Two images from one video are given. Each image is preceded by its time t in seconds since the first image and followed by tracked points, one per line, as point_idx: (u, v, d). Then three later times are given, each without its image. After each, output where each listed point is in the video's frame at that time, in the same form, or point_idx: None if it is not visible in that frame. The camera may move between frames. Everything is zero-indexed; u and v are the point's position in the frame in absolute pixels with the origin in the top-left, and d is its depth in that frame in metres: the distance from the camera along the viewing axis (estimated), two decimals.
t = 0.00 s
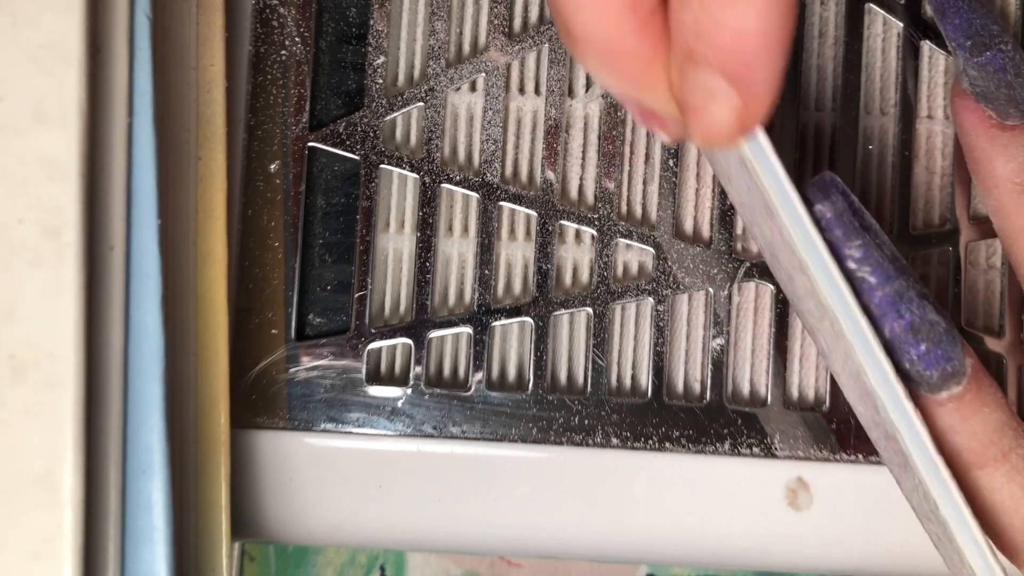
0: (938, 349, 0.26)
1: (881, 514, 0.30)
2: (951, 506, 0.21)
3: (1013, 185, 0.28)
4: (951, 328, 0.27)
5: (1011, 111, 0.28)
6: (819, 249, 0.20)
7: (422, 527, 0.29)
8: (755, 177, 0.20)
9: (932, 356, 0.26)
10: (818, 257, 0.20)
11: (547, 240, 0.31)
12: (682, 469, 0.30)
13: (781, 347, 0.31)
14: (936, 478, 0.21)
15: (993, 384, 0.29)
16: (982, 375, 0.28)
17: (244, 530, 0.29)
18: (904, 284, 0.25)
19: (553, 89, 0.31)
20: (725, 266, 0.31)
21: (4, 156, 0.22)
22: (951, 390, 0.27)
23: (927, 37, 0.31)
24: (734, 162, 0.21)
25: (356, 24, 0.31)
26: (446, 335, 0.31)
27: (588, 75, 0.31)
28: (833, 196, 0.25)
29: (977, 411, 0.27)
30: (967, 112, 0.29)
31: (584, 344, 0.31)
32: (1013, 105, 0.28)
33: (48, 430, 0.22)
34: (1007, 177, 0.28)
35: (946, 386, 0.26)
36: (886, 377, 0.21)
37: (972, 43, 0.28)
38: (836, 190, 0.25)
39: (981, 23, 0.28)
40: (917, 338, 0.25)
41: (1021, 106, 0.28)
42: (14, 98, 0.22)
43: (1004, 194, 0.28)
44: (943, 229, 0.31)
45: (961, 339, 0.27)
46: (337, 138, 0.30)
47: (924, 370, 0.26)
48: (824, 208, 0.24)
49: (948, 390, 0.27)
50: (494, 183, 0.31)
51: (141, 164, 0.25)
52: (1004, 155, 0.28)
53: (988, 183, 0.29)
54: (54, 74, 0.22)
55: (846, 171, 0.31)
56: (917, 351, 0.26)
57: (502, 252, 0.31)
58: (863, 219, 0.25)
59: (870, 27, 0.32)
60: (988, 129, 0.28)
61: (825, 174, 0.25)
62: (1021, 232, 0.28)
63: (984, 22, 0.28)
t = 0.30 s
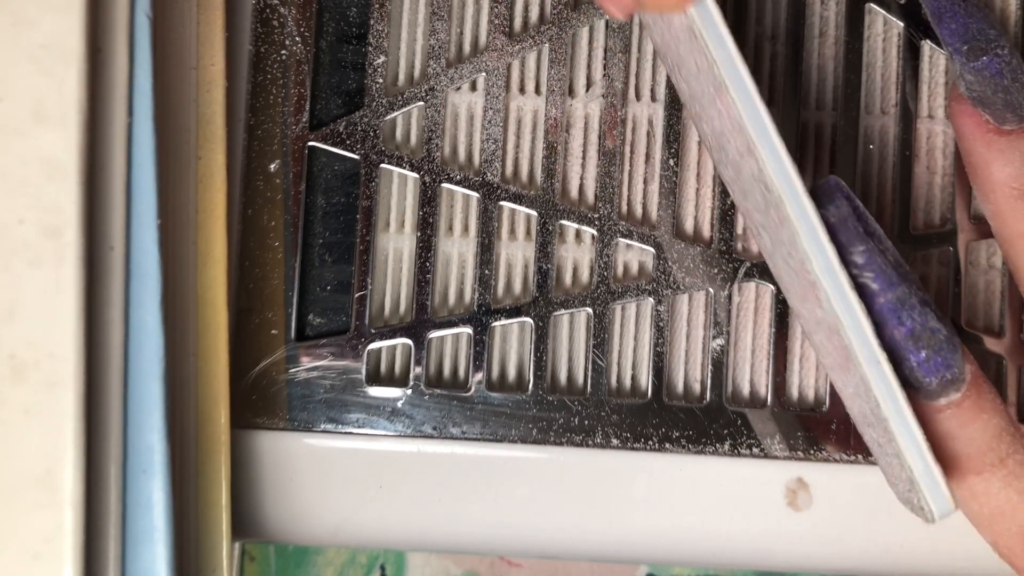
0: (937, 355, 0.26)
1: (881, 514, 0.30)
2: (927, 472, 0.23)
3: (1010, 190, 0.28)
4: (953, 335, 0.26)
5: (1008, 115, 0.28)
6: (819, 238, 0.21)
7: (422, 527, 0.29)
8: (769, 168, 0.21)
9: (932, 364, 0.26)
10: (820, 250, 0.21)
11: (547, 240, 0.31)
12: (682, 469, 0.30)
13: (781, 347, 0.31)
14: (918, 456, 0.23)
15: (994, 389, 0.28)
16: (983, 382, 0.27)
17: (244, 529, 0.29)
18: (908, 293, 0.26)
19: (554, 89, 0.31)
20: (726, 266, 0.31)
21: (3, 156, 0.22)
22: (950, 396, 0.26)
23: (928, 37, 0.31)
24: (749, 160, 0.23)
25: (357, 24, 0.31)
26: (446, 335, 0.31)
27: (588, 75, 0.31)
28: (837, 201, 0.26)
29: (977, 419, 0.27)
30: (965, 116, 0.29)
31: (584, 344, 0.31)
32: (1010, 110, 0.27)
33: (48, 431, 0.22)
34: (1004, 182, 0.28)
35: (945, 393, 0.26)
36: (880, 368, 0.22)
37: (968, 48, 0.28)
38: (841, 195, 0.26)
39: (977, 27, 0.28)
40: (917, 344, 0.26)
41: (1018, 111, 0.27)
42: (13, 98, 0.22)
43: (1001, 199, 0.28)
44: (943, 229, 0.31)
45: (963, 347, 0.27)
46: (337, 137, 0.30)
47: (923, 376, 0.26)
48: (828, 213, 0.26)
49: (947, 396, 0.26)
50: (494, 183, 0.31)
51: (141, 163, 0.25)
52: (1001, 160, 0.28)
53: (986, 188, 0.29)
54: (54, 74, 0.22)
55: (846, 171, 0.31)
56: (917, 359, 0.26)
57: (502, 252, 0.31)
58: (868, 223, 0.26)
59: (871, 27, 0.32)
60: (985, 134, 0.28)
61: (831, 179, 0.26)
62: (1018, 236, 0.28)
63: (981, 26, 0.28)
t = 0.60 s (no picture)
0: (939, 357, 0.26)
1: (881, 515, 0.30)
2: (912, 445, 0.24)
3: (1008, 199, 0.28)
4: (955, 338, 0.27)
5: (1005, 124, 0.28)
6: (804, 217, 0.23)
7: (422, 527, 0.29)
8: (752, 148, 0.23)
9: (933, 366, 0.26)
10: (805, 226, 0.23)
11: (547, 240, 0.31)
12: (682, 470, 0.30)
13: (781, 348, 0.31)
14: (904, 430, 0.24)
15: (997, 392, 0.28)
16: (987, 387, 0.27)
17: (243, 530, 0.29)
18: (906, 293, 0.26)
19: (554, 89, 0.31)
20: (726, 266, 0.31)
21: (3, 156, 0.22)
22: (951, 399, 0.27)
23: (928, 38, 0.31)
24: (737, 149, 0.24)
25: (357, 24, 0.31)
26: (446, 336, 0.31)
27: (588, 75, 0.31)
28: (839, 202, 0.26)
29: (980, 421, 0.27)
30: (961, 126, 0.29)
31: (584, 345, 0.31)
32: (1007, 119, 0.28)
33: (48, 431, 0.22)
34: (1002, 191, 0.28)
35: (947, 396, 0.27)
36: (870, 352, 0.23)
37: (964, 58, 0.28)
38: (842, 196, 0.26)
39: (973, 38, 0.28)
40: (917, 346, 0.26)
41: (1015, 120, 0.28)
42: (13, 98, 0.22)
43: (999, 208, 0.28)
44: (943, 230, 0.31)
45: (966, 349, 0.27)
46: (337, 138, 0.30)
47: (925, 378, 0.26)
48: (829, 215, 0.26)
49: (950, 399, 0.27)
50: (494, 183, 0.31)
51: (141, 163, 0.25)
52: (998, 169, 0.28)
53: (985, 197, 0.28)
54: (54, 74, 0.22)
55: (846, 171, 0.31)
56: (918, 360, 0.26)
57: (502, 252, 0.31)
58: (868, 226, 0.26)
59: (871, 28, 0.32)
60: (982, 143, 0.28)
61: (831, 180, 0.27)
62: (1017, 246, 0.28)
63: (977, 36, 0.28)
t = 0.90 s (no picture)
0: (941, 358, 0.26)
1: (882, 514, 0.30)
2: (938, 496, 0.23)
3: (1006, 198, 0.28)
4: (957, 339, 0.27)
5: (1002, 124, 0.28)
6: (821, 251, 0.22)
7: (422, 527, 0.29)
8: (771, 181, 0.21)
9: (937, 367, 0.26)
10: (814, 243, 0.22)
11: (547, 240, 0.31)
12: (683, 470, 0.30)
13: (781, 347, 0.31)
14: (920, 457, 0.23)
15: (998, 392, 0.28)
16: (988, 386, 0.27)
17: (243, 530, 0.29)
18: (909, 293, 0.26)
19: (553, 89, 0.31)
20: (726, 266, 0.31)
21: (4, 156, 0.22)
22: (953, 399, 0.26)
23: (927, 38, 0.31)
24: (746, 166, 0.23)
25: (357, 25, 0.31)
26: (446, 336, 0.31)
27: (588, 75, 0.31)
28: (840, 203, 0.25)
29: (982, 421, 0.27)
30: (959, 125, 0.29)
31: (584, 344, 0.31)
32: (1003, 119, 0.28)
33: (48, 430, 0.22)
34: (1001, 190, 0.28)
35: (950, 396, 0.26)
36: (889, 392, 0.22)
37: (959, 58, 0.28)
38: (845, 200, 0.26)
39: (969, 38, 0.28)
40: (920, 346, 0.26)
41: (1011, 119, 0.28)
42: (14, 98, 0.22)
43: (997, 207, 0.28)
44: (943, 230, 0.31)
45: (967, 350, 0.27)
46: (337, 138, 0.30)
47: (928, 379, 0.26)
48: (831, 216, 0.25)
49: (951, 398, 0.26)
50: (494, 183, 0.31)
51: (141, 164, 0.25)
52: (996, 168, 0.28)
53: (984, 195, 0.29)
54: (54, 74, 0.22)
55: (846, 171, 0.31)
56: (922, 362, 0.26)
57: (502, 252, 0.31)
58: (869, 227, 0.26)
59: (870, 28, 0.32)
60: (979, 143, 0.28)
61: (832, 181, 0.26)
62: (1014, 244, 0.28)
63: (974, 36, 0.28)
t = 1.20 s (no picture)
0: (936, 351, 0.26)
1: (882, 514, 0.30)
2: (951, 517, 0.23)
3: (1004, 194, 0.29)
4: (950, 330, 0.27)
5: (998, 121, 0.28)
6: (821, 271, 0.22)
7: (422, 527, 0.29)
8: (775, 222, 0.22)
9: (931, 358, 0.26)
10: (804, 250, 0.22)
11: (547, 240, 0.31)
12: (682, 469, 0.30)
13: (781, 347, 0.31)
14: (920, 462, 0.23)
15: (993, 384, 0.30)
16: (982, 375, 0.28)
17: (243, 530, 0.29)
18: (901, 288, 0.25)
19: (553, 89, 0.31)
20: (725, 266, 0.31)
21: (3, 156, 0.22)
22: (948, 390, 0.27)
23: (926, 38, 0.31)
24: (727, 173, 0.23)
25: (356, 25, 0.31)
26: (446, 335, 0.31)
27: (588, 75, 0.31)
28: (829, 199, 0.24)
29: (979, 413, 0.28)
30: (955, 123, 0.29)
31: (584, 344, 0.31)
32: (1000, 115, 0.28)
33: (48, 430, 0.22)
34: (998, 186, 0.29)
35: (944, 387, 0.27)
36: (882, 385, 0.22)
37: (956, 55, 0.28)
38: (833, 192, 0.24)
39: (965, 35, 0.28)
40: (913, 339, 0.26)
41: (1008, 116, 0.28)
42: (14, 98, 0.22)
43: (995, 204, 0.29)
44: (942, 229, 0.31)
45: (962, 342, 0.28)
46: (337, 138, 0.30)
47: (923, 372, 0.27)
48: (820, 212, 0.24)
49: (947, 391, 0.27)
50: (494, 183, 0.31)
51: (141, 164, 0.25)
52: (993, 164, 0.29)
53: (980, 193, 0.29)
54: (54, 74, 0.22)
55: (845, 170, 0.32)
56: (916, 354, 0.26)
57: (502, 252, 0.31)
58: (857, 221, 0.25)
59: (869, 28, 0.32)
60: (976, 140, 0.29)
61: (822, 178, 0.25)
62: (1015, 241, 0.29)
63: (970, 33, 0.28)
